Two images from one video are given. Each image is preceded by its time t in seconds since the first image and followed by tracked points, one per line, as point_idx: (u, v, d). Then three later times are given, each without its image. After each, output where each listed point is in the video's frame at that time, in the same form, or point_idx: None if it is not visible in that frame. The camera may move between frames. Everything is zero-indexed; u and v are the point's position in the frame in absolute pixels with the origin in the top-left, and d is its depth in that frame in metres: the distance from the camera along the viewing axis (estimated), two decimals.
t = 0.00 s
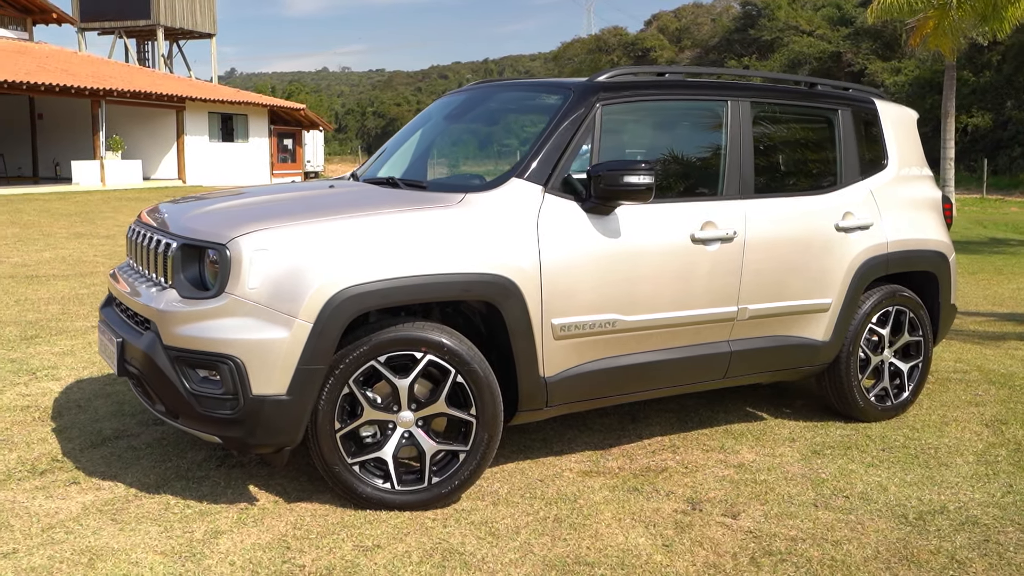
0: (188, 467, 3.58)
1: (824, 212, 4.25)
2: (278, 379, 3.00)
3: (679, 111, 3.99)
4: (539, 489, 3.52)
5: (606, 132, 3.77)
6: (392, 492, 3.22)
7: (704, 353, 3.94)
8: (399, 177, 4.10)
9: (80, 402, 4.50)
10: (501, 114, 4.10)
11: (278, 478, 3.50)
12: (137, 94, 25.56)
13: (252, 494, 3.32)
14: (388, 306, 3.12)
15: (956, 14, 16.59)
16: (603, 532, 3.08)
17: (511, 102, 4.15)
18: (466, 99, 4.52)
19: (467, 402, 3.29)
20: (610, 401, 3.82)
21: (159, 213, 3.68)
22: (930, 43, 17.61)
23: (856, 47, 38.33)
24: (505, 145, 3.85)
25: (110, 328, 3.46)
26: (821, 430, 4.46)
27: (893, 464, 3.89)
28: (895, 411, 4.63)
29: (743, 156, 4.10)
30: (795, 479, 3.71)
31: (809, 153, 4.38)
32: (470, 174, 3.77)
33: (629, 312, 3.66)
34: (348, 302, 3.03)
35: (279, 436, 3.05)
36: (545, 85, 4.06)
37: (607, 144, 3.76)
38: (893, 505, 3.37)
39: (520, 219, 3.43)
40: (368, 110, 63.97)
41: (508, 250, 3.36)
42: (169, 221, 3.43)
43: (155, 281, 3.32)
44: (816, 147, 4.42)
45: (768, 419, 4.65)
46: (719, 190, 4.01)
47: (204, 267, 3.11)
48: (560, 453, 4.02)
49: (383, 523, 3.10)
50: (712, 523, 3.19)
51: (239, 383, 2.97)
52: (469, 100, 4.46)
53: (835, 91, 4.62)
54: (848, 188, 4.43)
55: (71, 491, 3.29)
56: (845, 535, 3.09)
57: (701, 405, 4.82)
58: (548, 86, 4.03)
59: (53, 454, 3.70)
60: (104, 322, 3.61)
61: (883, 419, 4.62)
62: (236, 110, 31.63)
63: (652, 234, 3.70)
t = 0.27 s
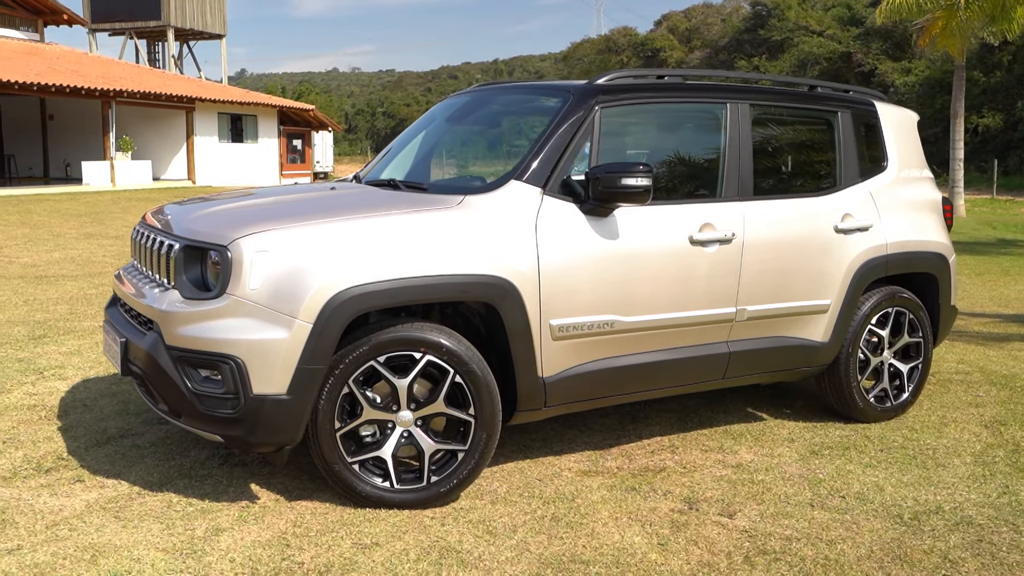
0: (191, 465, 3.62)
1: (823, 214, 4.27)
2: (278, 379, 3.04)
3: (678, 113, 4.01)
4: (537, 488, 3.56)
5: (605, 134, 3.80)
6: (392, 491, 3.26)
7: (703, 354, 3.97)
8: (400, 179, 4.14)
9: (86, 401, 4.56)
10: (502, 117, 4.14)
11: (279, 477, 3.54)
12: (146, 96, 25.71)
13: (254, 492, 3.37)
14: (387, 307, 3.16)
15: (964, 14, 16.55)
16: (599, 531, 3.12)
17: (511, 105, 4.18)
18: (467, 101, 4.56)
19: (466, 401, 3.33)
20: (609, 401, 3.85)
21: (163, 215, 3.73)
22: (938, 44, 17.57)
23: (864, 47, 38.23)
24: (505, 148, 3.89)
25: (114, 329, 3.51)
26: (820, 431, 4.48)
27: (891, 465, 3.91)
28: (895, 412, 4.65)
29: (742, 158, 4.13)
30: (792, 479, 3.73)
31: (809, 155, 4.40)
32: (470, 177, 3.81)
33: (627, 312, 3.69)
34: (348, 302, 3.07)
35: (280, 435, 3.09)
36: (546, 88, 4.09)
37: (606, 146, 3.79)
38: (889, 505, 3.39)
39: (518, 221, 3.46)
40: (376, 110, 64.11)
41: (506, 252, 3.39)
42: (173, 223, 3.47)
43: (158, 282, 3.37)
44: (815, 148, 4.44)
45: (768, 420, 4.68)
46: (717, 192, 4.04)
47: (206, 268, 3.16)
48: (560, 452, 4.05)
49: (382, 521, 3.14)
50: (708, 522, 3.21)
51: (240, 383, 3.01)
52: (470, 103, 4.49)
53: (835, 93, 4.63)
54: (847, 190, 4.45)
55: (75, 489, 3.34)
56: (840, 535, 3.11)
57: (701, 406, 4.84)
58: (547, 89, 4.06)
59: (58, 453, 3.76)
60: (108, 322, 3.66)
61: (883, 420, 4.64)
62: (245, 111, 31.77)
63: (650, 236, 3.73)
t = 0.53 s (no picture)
0: (193, 465, 3.66)
1: (821, 216, 4.28)
2: (277, 379, 3.08)
3: (676, 116, 4.04)
4: (534, 488, 3.58)
5: (603, 137, 3.83)
6: (389, 491, 3.29)
7: (700, 355, 3.99)
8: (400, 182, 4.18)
9: (90, 401, 4.61)
10: (501, 120, 4.17)
11: (279, 476, 3.58)
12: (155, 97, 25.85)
13: (253, 492, 3.40)
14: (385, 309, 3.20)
15: (971, 15, 16.51)
16: (594, 531, 3.14)
17: (510, 107, 4.21)
18: (467, 104, 4.59)
19: (463, 402, 3.36)
20: (607, 402, 3.87)
21: (165, 217, 3.78)
22: (945, 44, 17.52)
23: (873, 47, 38.11)
24: (503, 150, 3.91)
25: (116, 329, 3.55)
26: (819, 432, 4.49)
27: (888, 466, 3.92)
28: (894, 413, 4.65)
29: (740, 161, 4.15)
30: (789, 480, 3.75)
31: (807, 157, 4.41)
32: (469, 180, 3.84)
33: (624, 314, 3.71)
34: (346, 304, 3.11)
35: (279, 435, 3.12)
36: (544, 91, 4.12)
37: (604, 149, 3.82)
38: (884, 506, 3.41)
39: (516, 223, 3.49)
40: (384, 111, 64.24)
41: (504, 254, 3.42)
42: (174, 225, 3.52)
43: (159, 284, 3.41)
44: (814, 150, 4.45)
45: (767, 421, 4.69)
46: (715, 194, 4.06)
47: (206, 270, 3.20)
48: (558, 453, 4.08)
49: (380, 521, 3.17)
50: (703, 522, 3.24)
51: (239, 383, 3.05)
52: (470, 106, 4.53)
53: (835, 95, 4.64)
54: (846, 192, 4.46)
55: (78, 488, 3.39)
56: (834, 536, 3.13)
57: (701, 407, 4.86)
58: (546, 92, 4.09)
59: (62, 452, 3.81)
60: (111, 323, 3.70)
61: (882, 422, 4.64)
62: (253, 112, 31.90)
63: (648, 238, 3.75)
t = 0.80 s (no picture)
0: (197, 464, 3.70)
1: (823, 218, 4.28)
2: (278, 379, 3.11)
3: (678, 118, 4.05)
4: (535, 489, 3.60)
5: (604, 140, 3.84)
6: (390, 491, 3.32)
7: (701, 357, 4.00)
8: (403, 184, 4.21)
9: (97, 400, 4.65)
10: (503, 122, 4.19)
11: (282, 476, 3.61)
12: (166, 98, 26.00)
13: (256, 491, 3.44)
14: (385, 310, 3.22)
15: (982, 15, 16.43)
16: (592, 532, 3.16)
17: (512, 110, 4.24)
18: (470, 106, 4.62)
19: (464, 403, 3.38)
20: (608, 403, 3.89)
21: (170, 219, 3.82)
22: (956, 44, 17.44)
23: (884, 47, 37.95)
24: (505, 153, 3.93)
25: (122, 330, 3.59)
26: (821, 434, 4.50)
27: (889, 468, 3.92)
28: (897, 416, 4.65)
29: (742, 163, 4.15)
30: (789, 482, 3.76)
31: (810, 160, 4.41)
32: (471, 182, 3.86)
33: (625, 316, 3.73)
34: (347, 305, 3.14)
35: (280, 435, 3.16)
36: (546, 94, 4.14)
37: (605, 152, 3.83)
38: (883, 509, 3.41)
39: (516, 226, 3.51)
40: (394, 111, 64.38)
41: (504, 256, 3.44)
42: (179, 227, 3.55)
43: (163, 285, 3.45)
44: (817, 153, 4.45)
45: (769, 423, 4.70)
46: (717, 197, 4.07)
47: (209, 271, 3.23)
48: (560, 454, 4.10)
49: (380, 521, 3.20)
50: (701, 524, 3.25)
51: (241, 383, 3.08)
52: (473, 108, 4.55)
53: (837, 97, 4.64)
54: (849, 194, 4.46)
55: (83, 486, 3.43)
56: (832, 538, 3.13)
57: (704, 408, 4.87)
58: (548, 95, 4.11)
59: (68, 450, 3.85)
60: (117, 323, 3.75)
61: (885, 424, 4.64)
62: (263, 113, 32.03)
63: (648, 240, 3.76)
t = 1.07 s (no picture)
0: (200, 462, 3.73)
1: (826, 219, 4.28)
2: (279, 379, 3.13)
3: (680, 119, 4.05)
4: (535, 488, 3.62)
5: (606, 141, 3.85)
6: (390, 490, 3.33)
7: (703, 358, 4.00)
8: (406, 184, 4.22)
9: (104, 399, 4.69)
10: (506, 123, 4.20)
11: (284, 475, 3.63)
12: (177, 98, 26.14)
13: (259, 489, 3.46)
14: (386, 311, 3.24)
15: (994, 14, 16.33)
16: (592, 532, 3.17)
17: (515, 111, 4.25)
18: (474, 107, 4.63)
19: (464, 403, 3.40)
20: (610, 404, 3.89)
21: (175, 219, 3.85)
22: (968, 43, 17.34)
23: (896, 46, 37.75)
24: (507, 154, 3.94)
25: (126, 329, 3.63)
26: (824, 435, 4.49)
27: (891, 469, 3.91)
28: (901, 417, 4.64)
29: (744, 164, 4.15)
30: (791, 482, 3.75)
31: (813, 161, 4.40)
32: (473, 183, 3.88)
33: (626, 316, 3.74)
34: (347, 306, 3.16)
35: (281, 434, 3.18)
36: (549, 95, 4.15)
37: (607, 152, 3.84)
38: (884, 510, 3.41)
39: (517, 227, 3.53)
40: (405, 111, 64.49)
41: (505, 256, 3.45)
42: (183, 228, 3.58)
43: (167, 284, 3.48)
44: (820, 153, 4.44)
45: (773, 423, 4.69)
46: (719, 197, 4.07)
47: (212, 271, 3.26)
48: (561, 453, 4.11)
49: (380, 520, 3.22)
50: (701, 524, 3.25)
51: (243, 383, 3.11)
52: (476, 109, 4.56)
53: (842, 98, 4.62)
54: (852, 195, 4.45)
55: (88, 484, 3.47)
56: (831, 539, 3.13)
57: (707, 409, 4.87)
58: (550, 96, 4.12)
59: (74, 449, 3.89)
60: (122, 323, 3.78)
61: (889, 425, 4.63)
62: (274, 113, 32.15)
63: (650, 240, 3.77)
